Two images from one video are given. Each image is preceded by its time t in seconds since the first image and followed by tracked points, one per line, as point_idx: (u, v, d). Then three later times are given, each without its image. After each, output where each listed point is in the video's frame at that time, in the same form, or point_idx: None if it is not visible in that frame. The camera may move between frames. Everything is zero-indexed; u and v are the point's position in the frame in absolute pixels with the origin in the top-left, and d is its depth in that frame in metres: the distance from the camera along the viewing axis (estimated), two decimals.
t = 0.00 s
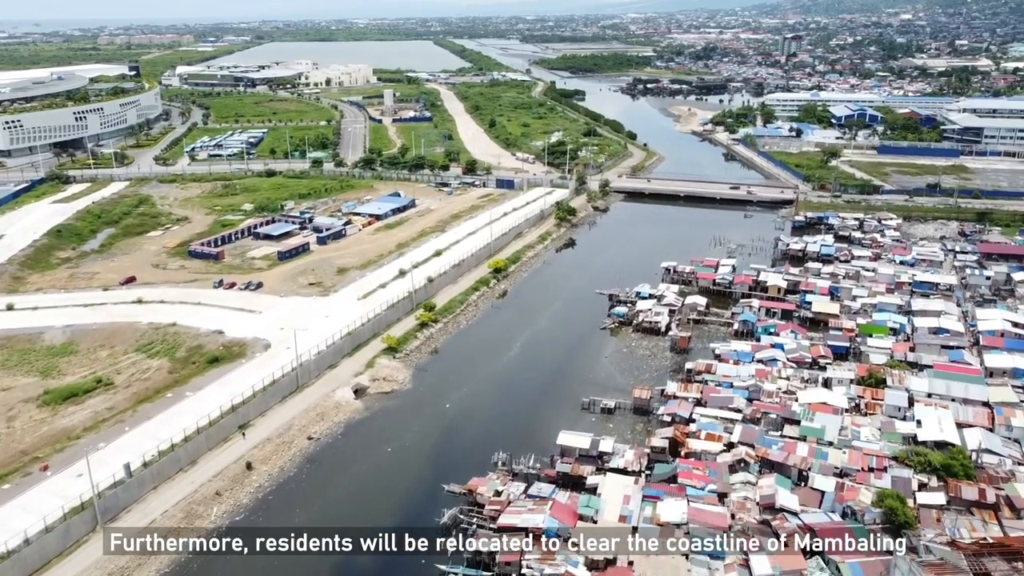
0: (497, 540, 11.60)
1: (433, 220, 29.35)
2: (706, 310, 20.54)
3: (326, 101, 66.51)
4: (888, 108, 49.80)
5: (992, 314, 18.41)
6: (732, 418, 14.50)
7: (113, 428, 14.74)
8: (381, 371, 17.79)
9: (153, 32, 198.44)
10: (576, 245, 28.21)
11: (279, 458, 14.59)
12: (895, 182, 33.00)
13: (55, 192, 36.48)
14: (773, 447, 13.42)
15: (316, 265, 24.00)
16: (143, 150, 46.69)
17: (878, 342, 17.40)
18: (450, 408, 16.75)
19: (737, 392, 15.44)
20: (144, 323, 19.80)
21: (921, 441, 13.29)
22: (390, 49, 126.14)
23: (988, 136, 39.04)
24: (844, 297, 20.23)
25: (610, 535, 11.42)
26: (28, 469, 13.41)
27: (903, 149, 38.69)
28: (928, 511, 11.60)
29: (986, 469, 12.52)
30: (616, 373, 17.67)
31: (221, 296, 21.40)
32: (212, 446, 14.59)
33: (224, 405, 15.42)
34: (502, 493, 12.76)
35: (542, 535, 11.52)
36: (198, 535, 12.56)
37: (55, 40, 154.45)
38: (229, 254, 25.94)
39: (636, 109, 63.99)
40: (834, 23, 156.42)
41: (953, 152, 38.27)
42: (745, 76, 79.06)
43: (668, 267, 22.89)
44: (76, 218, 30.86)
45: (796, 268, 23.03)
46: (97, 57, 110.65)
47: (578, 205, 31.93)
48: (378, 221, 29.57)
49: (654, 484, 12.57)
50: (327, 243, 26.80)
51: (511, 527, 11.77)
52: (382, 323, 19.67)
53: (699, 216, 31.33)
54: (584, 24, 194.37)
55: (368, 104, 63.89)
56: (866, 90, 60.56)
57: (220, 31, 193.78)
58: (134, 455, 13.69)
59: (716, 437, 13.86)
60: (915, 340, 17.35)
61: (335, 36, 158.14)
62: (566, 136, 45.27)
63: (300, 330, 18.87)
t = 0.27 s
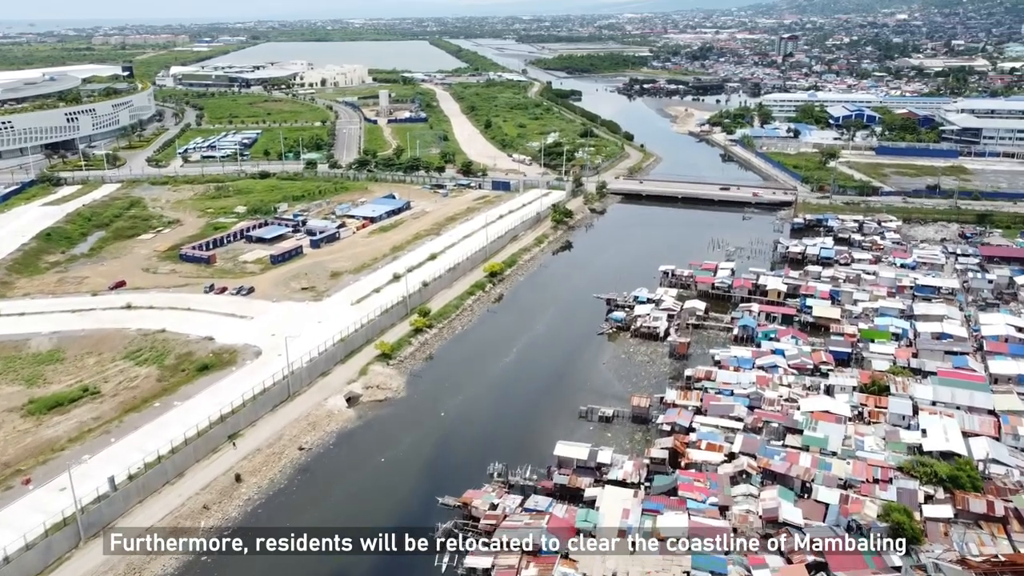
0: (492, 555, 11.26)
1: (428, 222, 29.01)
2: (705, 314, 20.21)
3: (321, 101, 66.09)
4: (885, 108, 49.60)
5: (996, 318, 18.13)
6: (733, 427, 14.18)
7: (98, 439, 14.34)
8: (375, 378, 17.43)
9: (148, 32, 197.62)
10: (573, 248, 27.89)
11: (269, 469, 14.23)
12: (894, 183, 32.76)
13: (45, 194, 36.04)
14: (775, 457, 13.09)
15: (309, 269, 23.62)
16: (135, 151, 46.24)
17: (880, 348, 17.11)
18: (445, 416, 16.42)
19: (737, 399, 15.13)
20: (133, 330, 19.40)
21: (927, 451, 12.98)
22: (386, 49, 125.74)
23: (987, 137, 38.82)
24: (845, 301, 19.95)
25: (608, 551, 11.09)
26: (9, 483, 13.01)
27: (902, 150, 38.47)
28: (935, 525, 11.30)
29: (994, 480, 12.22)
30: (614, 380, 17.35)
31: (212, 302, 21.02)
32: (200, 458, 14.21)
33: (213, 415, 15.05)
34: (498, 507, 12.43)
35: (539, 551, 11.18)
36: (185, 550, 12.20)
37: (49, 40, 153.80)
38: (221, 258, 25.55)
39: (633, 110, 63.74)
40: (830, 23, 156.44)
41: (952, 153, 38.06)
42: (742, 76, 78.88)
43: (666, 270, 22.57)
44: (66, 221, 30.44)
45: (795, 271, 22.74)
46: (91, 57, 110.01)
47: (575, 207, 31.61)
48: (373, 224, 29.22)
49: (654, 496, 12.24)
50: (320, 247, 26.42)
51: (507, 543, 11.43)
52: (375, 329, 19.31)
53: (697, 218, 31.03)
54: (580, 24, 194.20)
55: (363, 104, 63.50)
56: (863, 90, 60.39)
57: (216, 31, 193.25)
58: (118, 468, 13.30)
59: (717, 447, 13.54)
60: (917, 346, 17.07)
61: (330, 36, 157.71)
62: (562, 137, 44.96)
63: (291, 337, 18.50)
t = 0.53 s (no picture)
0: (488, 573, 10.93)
1: (423, 225, 28.65)
2: (704, 319, 19.90)
3: (316, 102, 65.65)
4: (883, 109, 49.42)
5: (999, 323, 17.86)
6: (734, 437, 13.85)
7: (82, 451, 13.94)
8: (368, 386, 17.06)
9: (143, 32, 196.76)
10: (570, 251, 27.56)
11: (259, 482, 13.87)
12: (893, 184, 32.52)
13: (35, 196, 35.58)
14: (778, 469, 12.77)
15: (302, 273, 23.24)
16: (127, 152, 45.76)
17: (882, 354, 16.82)
18: (440, 424, 16.07)
19: (738, 408, 14.81)
20: (121, 337, 18.99)
21: (933, 461, 12.68)
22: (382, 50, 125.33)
23: (986, 138, 38.61)
24: (846, 306, 19.65)
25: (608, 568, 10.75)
26: None
27: (900, 151, 38.25)
28: (943, 539, 11.00)
29: (1002, 492, 11.94)
30: (612, 387, 17.01)
31: (202, 308, 20.62)
32: (188, 470, 13.85)
33: (201, 425, 14.67)
34: (494, 522, 12.10)
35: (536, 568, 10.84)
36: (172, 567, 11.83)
37: (43, 40, 153.08)
38: (212, 262, 25.15)
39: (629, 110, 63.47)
40: (826, 23, 156.48)
41: (950, 154, 37.86)
42: (738, 76, 78.69)
43: (664, 274, 22.26)
44: (55, 224, 29.99)
45: (795, 275, 22.45)
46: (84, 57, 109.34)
47: (571, 209, 31.28)
48: (367, 227, 28.84)
49: (654, 510, 11.92)
50: (314, 250, 26.04)
51: (503, 560, 11.09)
52: (368, 335, 18.95)
53: (695, 221, 30.73)
54: (576, 24, 194.03)
55: (358, 105, 63.09)
56: (860, 91, 60.24)
57: (211, 31, 192.67)
58: (102, 482, 12.92)
59: (717, 458, 13.21)
60: (920, 352, 16.77)
61: (325, 36, 157.20)
62: (558, 138, 44.64)
63: (283, 344, 18.12)
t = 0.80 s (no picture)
0: None
1: (418, 228, 28.28)
2: (703, 324, 19.58)
3: (311, 103, 65.22)
4: (880, 109, 49.21)
5: (1002, 328, 17.58)
6: (735, 448, 13.53)
7: (65, 464, 13.55)
8: (360, 395, 16.70)
9: (137, 32, 195.67)
10: (567, 254, 27.23)
11: (248, 494, 13.50)
12: (892, 186, 32.28)
13: (25, 198, 35.11)
14: (780, 480, 12.45)
15: (294, 278, 22.85)
16: (119, 154, 45.26)
17: (885, 361, 16.52)
18: (435, 433, 15.72)
19: (738, 417, 14.48)
20: (108, 344, 18.58)
21: (939, 473, 12.38)
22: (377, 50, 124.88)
23: (984, 139, 38.43)
24: (847, 310, 19.36)
25: None
26: None
27: (898, 152, 38.03)
28: (951, 554, 10.71)
29: (1010, 504, 11.64)
30: (610, 395, 16.67)
31: (192, 313, 20.21)
32: (175, 483, 13.47)
33: (189, 436, 14.30)
34: (490, 538, 11.77)
35: None
36: None
37: (37, 40, 152.33)
38: (203, 266, 24.74)
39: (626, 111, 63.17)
40: (821, 23, 156.54)
41: (949, 155, 37.65)
42: (735, 76, 78.50)
43: (662, 278, 21.94)
44: (44, 227, 29.54)
45: (795, 278, 22.16)
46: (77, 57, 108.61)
47: (568, 211, 30.95)
48: (361, 229, 28.47)
49: (654, 525, 11.59)
50: (307, 254, 25.64)
51: None
52: (361, 341, 18.58)
53: (693, 223, 30.43)
54: (571, 24, 193.87)
55: (353, 105, 62.69)
56: (857, 91, 60.07)
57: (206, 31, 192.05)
58: (86, 497, 12.56)
59: (718, 469, 12.88)
60: (923, 358, 16.48)
61: (320, 36, 156.66)
62: (554, 139, 44.32)
63: (273, 351, 17.74)
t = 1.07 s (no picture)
0: None
1: (412, 230, 27.92)
2: (702, 329, 19.26)
3: (305, 103, 64.76)
4: (878, 109, 48.97)
5: (1006, 333, 17.30)
6: (736, 458, 13.22)
7: (48, 478, 13.15)
8: (353, 403, 16.34)
9: (132, 32, 194.89)
10: (563, 257, 26.91)
11: (236, 508, 13.12)
12: (891, 187, 32.02)
13: (14, 200, 34.66)
14: (783, 492, 12.15)
15: (286, 282, 22.48)
16: (111, 155, 44.79)
17: (887, 367, 16.23)
18: (429, 442, 15.36)
19: (740, 426, 14.17)
20: (95, 351, 18.17)
21: (945, 484, 12.07)
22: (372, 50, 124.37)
23: (983, 139, 38.20)
24: (848, 315, 19.07)
25: None
26: None
27: (897, 153, 37.79)
28: (959, 570, 10.40)
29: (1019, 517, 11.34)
30: (608, 403, 16.32)
31: (181, 319, 19.81)
32: (161, 496, 13.10)
33: (175, 448, 13.91)
34: (485, 553, 11.45)
35: None
36: None
37: (31, 40, 151.69)
38: (194, 270, 24.34)
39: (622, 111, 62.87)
40: (817, 23, 156.52)
41: (947, 156, 37.44)
42: (731, 77, 78.28)
43: (660, 282, 21.64)
44: (33, 230, 29.09)
45: (794, 281, 21.88)
46: (71, 58, 107.89)
47: (564, 213, 30.62)
48: (355, 232, 28.09)
49: (654, 540, 11.28)
50: (299, 257, 25.26)
51: None
52: (354, 348, 18.21)
53: (691, 225, 30.12)
54: (568, 24, 193.68)
55: (347, 106, 62.31)
56: (854, 91, 59.88)
57: (201, 31, 191.47)
58: (68, 512, 12.18)
59: (720, 481, 12.57)
60: (926, 365, 16.20)
61: (316, 36, 156.08)
62: (551, 140, 43.99)
63: (263, 358, 17.37)
